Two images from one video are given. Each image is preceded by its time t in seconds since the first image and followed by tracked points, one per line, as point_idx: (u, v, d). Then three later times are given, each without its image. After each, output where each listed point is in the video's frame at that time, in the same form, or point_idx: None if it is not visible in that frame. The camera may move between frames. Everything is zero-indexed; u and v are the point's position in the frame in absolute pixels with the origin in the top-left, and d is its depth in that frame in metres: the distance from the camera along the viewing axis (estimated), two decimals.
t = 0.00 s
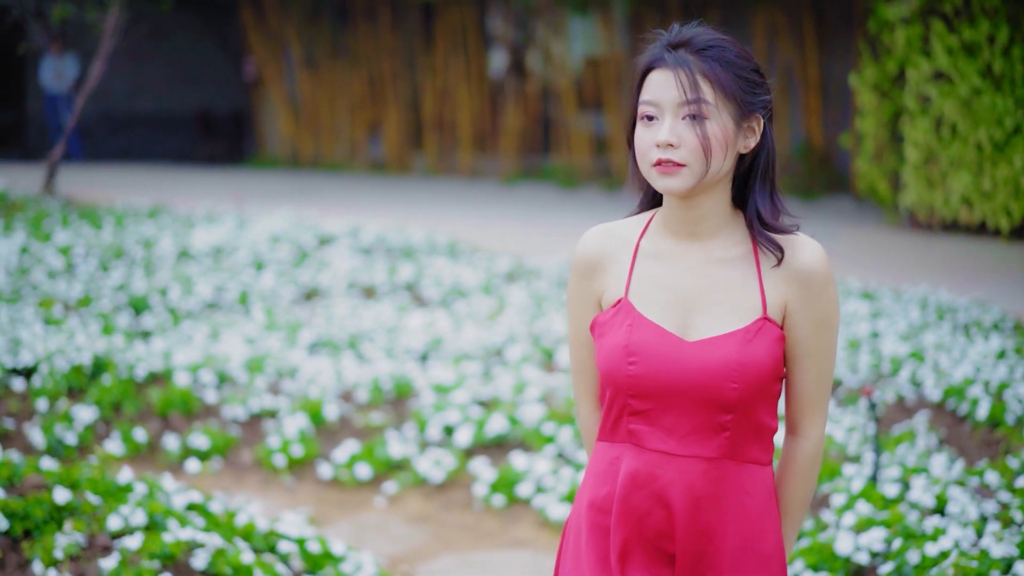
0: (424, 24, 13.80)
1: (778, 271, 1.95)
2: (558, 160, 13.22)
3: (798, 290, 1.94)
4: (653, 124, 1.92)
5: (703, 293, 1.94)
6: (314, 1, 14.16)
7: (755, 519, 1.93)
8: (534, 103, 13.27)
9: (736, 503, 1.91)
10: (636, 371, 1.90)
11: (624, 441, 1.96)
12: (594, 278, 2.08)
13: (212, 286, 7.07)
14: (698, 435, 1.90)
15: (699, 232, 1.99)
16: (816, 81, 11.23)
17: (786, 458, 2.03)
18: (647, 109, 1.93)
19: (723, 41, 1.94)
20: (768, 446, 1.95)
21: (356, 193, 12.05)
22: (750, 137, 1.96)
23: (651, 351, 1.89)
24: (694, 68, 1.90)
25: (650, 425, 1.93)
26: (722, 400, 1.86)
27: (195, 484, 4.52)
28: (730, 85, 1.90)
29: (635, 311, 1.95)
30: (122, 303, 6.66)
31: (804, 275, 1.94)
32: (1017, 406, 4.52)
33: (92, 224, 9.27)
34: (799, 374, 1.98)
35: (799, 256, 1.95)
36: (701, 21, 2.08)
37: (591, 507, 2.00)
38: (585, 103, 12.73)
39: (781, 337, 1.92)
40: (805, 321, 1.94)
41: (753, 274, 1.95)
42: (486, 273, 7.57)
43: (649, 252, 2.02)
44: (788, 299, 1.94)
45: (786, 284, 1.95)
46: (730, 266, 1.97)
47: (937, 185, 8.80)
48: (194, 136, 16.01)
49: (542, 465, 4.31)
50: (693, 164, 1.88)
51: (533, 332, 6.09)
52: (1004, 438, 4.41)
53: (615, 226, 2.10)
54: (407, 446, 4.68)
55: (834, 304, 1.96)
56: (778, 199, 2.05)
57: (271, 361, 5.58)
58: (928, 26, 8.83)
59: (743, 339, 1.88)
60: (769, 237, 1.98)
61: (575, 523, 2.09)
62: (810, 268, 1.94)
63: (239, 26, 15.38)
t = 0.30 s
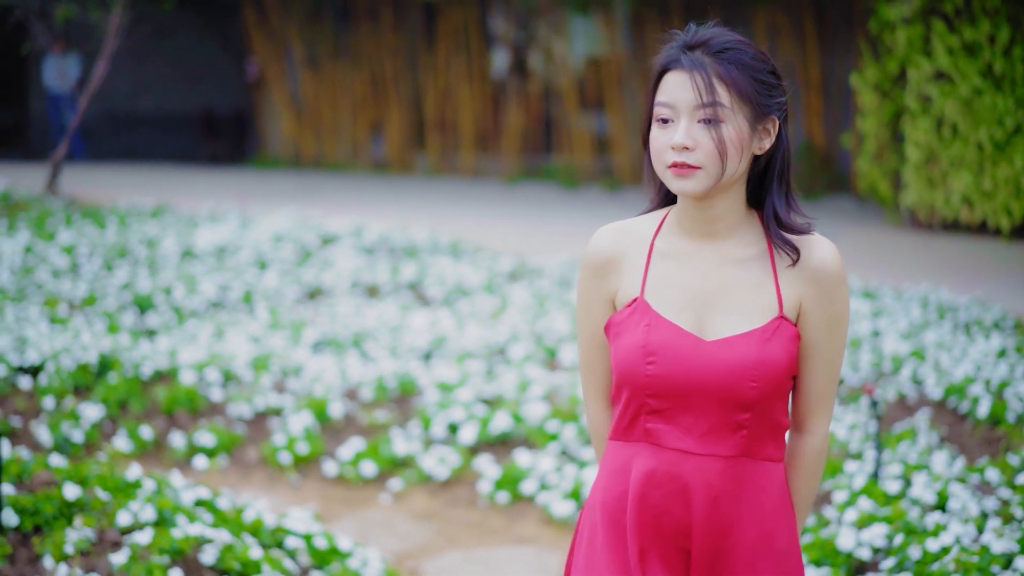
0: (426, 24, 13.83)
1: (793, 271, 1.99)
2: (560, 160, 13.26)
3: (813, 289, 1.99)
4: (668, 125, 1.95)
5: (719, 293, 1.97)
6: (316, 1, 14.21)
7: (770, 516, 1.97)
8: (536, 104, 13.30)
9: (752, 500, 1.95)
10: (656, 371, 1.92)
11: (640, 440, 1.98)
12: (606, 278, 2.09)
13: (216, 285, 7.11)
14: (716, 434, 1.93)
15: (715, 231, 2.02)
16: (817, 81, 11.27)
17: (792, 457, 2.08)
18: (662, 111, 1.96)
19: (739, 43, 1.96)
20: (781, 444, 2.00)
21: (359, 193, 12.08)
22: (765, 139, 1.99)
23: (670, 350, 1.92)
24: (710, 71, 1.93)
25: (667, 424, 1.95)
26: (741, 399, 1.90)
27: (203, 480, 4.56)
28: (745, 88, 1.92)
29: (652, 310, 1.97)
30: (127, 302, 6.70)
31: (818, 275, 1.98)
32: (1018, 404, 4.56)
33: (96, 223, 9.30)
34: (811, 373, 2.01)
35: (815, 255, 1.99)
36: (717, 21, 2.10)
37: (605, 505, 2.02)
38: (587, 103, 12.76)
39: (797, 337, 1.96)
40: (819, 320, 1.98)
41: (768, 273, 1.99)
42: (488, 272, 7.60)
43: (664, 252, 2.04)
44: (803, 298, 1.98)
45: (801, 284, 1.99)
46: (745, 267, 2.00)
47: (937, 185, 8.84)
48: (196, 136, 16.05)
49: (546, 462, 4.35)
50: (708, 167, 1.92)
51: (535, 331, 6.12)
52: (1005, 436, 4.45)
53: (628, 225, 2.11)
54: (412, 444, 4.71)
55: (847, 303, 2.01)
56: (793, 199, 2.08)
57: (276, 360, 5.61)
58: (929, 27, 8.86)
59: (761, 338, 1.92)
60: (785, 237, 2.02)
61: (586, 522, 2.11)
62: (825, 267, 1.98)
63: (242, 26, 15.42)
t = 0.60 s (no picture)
0: (428, 25, 13.87)
1: (803, 267, 2.04)
2: (563, 160, 13.31)
3: (822, 285, 2.05)
4: (678, 126, 1.99)
5: (730, 288, 2.01)
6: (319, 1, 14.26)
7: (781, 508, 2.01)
8: (539, 104, 13.34)
9: (765, 493, 1.99)
10: (672, 367, 1.94)
11: (653, 437, 2.00)
12: (615, 274, 2.09)
13: (222, 284, 7.16)
14: (731, 428, 1.96)
15: (725, 227, 2.05)
16: (819, 81, 11.33)
17: (795, 448, 2.13)
18: (672, 111, 1.99)
19: (747, 43, 2.00)
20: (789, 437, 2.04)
21: (362, 193, 12.12)
22: (773, 137, 2.03)
23: (685, 346, 1.94)
24: (719, 72, 1.97)
25: (681, 420, 1.98)
26: (757, 393, 1.94)
27: (211, 476, 4.60)
28: (755, 88, 1.96)
29: (665, 306, 1.99)
30: (133, 301, 6.75)
31: (828, 270, 2.04)
32: (1017, 401, 4.61)
33: (101, 223, 9.35)
34: (817, 367, 2.07)
35: (824, 252, 2.06)
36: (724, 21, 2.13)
37: (615, 502, 2.03)
38: (590, 103, 12.81)
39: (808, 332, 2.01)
40: (826, 314, 2.05)
41: (779, 269, 2.04)
42: (492, 271, 7.64)
43: (673, 249, 2.06)
44: (812, 294, 2.04)
45: (811, 280, 2.04)
46: (756, 263, 2.04)
47: (938, 184, 8.87)
48: (199, 136, 16.10)
49: (550, 458, 4.39)
50: (718, 167, 1.96)
51: (539, 329, 6.16)
52: (1004, 433, 4.49)
53: (636, 222, 2.12)
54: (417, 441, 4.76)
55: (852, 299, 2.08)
56: (803, 197, 2.14)
57: (281, 357, 5.66)
58: (929, 27, 8.90)
59: (776, 333, 1.96)
60: (795, 233, 2.07)
61: (592, 518, 2.11)
62: (833, 263, 2.05)
63: (244, 26, 15.47)
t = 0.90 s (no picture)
0: (430, 25, 13.90)
1: (803, 264, 2.07)
2: (564, 160, 13.35)
3: (821, 282, 2.07)
4: (680, 123, 2.01)
5: (731, 287, 2.02)
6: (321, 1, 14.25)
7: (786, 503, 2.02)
8: (540, 104, 13.38)
9: (770, 489, 2.00)
10: (678, 364, 1.96)
11: (658, 434, 2.01)
12: (616, 273, 2.09)
13: (225, 283, 7.20)
14: (736, 425, 1.98)
15: (727, 226, 2.07)
16: (819, 82, 11.37)
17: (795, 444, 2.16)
18: (674, 110, 2.01)
19: (750, 43, 2.02)
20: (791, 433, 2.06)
21: (364, 192, 12.15)
22: (773, 137, 2.05)
23: (690, 344, 1.96)
24: (722, 71, 1.99)
25: (686, 417, 1.99)
26: (761, 389, 1.96)
27: (217, 472, 4.64)
28: (756, 88, 1.99)
29: (667, 305, 2.00)
30: (138, 299, 6.79)
31: (828, 266, 2.07)
32: (1015, 399, 4.65)
33: (104, 222, 9.38)
34: (815, 362, 2.10)
35: (823, 248, 2.08)
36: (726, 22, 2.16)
37: (621, 501, 2.03)
38: (591, 103, 12.84)
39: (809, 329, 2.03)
40: (826, 310, 2.08)
41: (781, 266, 2.06)
42: (494, 271, 7.68)
43: (675, 247, 2.07)
44: (812, 290, 2.06)
45: (811, 277, 2.07)
46: (758, 261, 2.06)
47: (938, 184, 8.90)
48: (201, 136, 16.14)
49: (552, 455, 4.43)
50: (719, 165, 1.97)
51: (540, 328, 6.20)
52: (1002, 430, 4.53)
53: (637, 221, 2.12)
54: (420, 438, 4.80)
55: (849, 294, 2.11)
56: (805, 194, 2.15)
57: (285, 355, 5.70)
58: (930, 27, 8.93)
59: (779, 330, 1.98)
60: (794, 232, 2.09)
61: (595, 518, 2.11)
62: (833, 260, 2.08)
63: (246, 27, 15.50)
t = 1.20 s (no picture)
0: (431, 25, 13.95)
1: (801, 269, 2.07)
2: (565, 160, 13.39)
3: (819, 286, 2.07)
4: (674, 126, 2.01)
5: (730, 293, 2.01)
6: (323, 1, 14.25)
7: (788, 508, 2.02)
8: (541, 104, 13.42)
9: (771, 493, 2.01)
10: (679, 374, 1.94)
11: (659, 444, 2.00)
12: (615, 282, 2.08)
13: (228, 282, 7.24)
14: (738, 432, 1.97)
15: (724, 232, 2.06)
16: (819, 82, 11.41)
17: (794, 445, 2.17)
18: (668, 113, 2.02)
19: (745, 48, 2.03)
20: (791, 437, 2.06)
21: (366, 193, 12.20)
22: (768, 142, 2.05)
23: (691, 352, 1.94)
24: (715, 74, 1.99)
25: (688, 426, 1.98)
26: (763, 396, 1.95)
27: (222, 469, 4.68)
28: (750, 91, 1.99)
29: (667, 313, 1.98)
30: (142, 299, 6.83)
31: (825, 271, 2.07)
32: (1013, 398, 4.69)
33: (107, 222, 9.42)
34: (814, 365, 2.10)
35: (821, 252, 2.08)
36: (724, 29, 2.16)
37: (625, 512, 2.02)
38: (592, 103, 12.88)
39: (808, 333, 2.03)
40: (824, 314, 2.08)
41: (779, 271, 2.06)
42: (495, 270, 7.73)
43: (673, 255, 2.06)
44: (810, 296, 2.06)
45: (809, 282, 2.07)
46: (757, 266, 2.05)
47: (938, 184, 8.94)
48: (201, 136, 16.19)
49: (553, 453, 4.47)
50: (712, 166, 1.97)
51: (541, 327, 6.24)
52: (1001, 428, 4.57)
53: (635, 228, 2.11)
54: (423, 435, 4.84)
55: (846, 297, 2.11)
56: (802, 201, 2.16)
57: (288, 355, 5.74)
58: (929, 28, 8.96)
59: (779, 336, 1.97)
60: (791, 238, 2.09)
61: (597, 528, 2.10)
62: (830, 264, 2.08)
63: (248, 27, 15.54)
